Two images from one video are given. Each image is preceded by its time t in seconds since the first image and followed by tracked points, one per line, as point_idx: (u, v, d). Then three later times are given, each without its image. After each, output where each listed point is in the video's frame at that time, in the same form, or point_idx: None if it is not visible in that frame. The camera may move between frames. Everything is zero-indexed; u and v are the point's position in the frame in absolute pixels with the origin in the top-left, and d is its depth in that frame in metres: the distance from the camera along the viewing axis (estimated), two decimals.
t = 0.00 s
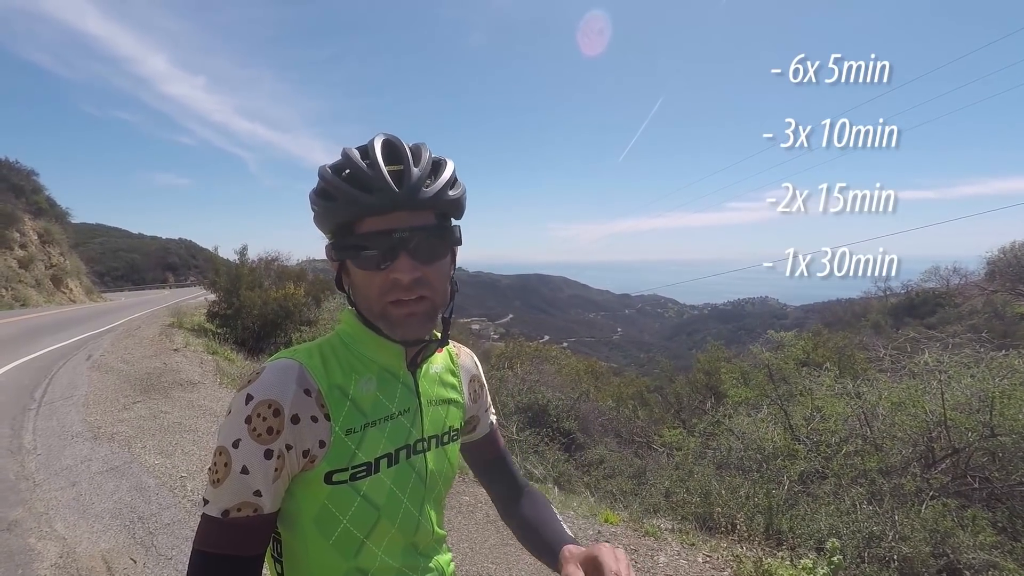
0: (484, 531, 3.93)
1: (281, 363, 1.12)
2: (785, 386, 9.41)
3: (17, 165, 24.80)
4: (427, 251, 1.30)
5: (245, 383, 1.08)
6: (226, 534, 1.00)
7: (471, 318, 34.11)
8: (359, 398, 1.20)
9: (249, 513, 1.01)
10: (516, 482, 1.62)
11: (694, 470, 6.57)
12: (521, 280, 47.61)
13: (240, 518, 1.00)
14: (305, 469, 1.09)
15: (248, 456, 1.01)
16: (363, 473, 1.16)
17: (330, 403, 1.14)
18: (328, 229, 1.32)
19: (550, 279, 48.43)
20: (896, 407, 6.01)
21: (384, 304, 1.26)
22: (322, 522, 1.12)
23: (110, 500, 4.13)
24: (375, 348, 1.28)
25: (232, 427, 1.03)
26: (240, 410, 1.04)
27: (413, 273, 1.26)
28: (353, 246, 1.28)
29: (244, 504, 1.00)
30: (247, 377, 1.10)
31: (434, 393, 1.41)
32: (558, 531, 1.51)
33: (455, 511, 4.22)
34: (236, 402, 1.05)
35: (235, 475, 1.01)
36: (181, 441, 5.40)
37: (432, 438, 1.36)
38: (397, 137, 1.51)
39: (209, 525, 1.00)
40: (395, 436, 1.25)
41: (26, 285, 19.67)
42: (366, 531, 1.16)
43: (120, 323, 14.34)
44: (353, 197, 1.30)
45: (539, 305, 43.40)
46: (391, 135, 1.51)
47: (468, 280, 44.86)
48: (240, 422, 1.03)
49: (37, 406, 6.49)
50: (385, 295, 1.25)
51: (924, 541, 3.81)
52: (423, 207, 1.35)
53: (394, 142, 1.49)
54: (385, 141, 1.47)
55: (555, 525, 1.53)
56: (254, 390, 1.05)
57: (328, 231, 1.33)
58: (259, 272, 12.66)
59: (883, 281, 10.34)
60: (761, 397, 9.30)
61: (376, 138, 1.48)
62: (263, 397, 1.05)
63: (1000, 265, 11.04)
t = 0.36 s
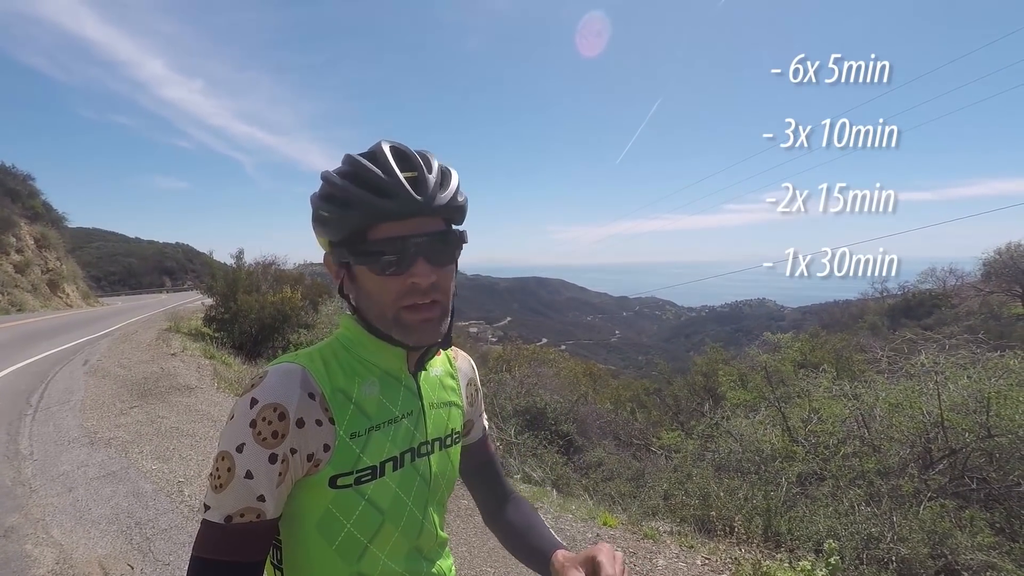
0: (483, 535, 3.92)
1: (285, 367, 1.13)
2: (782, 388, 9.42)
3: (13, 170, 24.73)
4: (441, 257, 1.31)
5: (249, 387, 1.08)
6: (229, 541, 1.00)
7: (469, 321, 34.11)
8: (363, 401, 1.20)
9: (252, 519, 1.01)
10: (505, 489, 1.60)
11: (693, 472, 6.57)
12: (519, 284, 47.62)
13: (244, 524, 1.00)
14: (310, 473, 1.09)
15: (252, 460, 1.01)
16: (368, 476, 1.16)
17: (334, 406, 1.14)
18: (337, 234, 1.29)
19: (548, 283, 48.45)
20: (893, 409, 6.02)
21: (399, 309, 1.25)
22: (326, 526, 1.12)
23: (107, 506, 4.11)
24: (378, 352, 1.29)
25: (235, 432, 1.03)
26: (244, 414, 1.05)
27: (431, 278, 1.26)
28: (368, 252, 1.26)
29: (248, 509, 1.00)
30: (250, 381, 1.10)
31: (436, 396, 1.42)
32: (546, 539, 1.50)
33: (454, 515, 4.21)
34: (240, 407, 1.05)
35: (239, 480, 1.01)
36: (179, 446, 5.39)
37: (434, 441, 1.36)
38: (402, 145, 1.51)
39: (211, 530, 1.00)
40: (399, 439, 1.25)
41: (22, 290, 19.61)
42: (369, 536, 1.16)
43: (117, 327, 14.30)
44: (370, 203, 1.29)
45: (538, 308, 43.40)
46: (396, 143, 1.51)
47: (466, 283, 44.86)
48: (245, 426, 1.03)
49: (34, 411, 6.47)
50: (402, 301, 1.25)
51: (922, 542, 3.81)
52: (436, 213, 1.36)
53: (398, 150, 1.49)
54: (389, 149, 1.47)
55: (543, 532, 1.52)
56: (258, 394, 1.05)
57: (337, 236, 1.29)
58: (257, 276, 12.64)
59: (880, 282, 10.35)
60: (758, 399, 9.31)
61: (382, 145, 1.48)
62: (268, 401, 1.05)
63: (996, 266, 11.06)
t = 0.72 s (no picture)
0: (487, 535, 3.92)
1: (287, 368, 1.13)
2: (785, 387, 9.40)
3: (17, 171, 24.83)
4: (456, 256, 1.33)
5: (251, 389, 1.09)
6: (233, 540, 1.00)
7: (471, 321, 34.13)
8: (365, 401, 1.21)
9: (255, 519, 1.01)
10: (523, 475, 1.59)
11: (696, 472, 6.56)
12: (521, 284, 47.63)
13: (247, 524, 1.01)
14: (312, 473, 1.09)
15: (254, 461, 1.01)
16: (370, 476, 1.17)
17: (336, 406, 1.14)
18: (353, 235, 1.28)
19: (550, 282, 48.45)
20: (897, 407, 6.00)
21: (418, 308, 1.26)
22: (329, 526, 1.12)
23: (112, 506, 4.12)
24: (382, 351, 1.29)
25: (238, 432, 1.04)
26: (246, 415, 1.05)
27: (450, 277, 1.28)
28: (387, 251, 1.26)
29: (250, 509, 1.00)
30: (252, 382, 1.10)
31: (438, 395, 1.42)
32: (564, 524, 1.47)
33: (457, 515, 4.21)
34: (241, 408, 1.05)
35: (242, 480, 1.01)
36: (183, 446, 5.40)
37: (437, 440, 1.36)
38: (403, 143, 1.51)
39: (215, 530, 1.00)
40: (401, 438, 1.25)
41: (26, 291, 19.69)
42: (373, 534, 1.16)
43: (121, 328, 14.35)
44: (387, 203, 1.29)
45: (540, 308, 43.40)
46: (397, 140, 1.51)
47: (468, 284, 44.87)
48: (247, 427, 1.04)
49: (38, 412, 6.49)
50: (421, 299, 1.26)
51: (926, 541, 3.80)
52: (449, 213, 1.38)
53: (403, 149, 1.49)
54: (394, 147, 1.46)
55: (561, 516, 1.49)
56: (260, 396, 1.06)
57: (353, 237, 1.28)
58: (259, 277, 12.67)
59: (882, 280, 10.32)
60: (761, 399, 9.30)
61: (385, 142, 1.47)
62: (269, 402, 1.05)
63: (1001, 264, 11.02)
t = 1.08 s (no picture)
0: (484, 534, 3.93)
1: (282, 366, 1.13)
2: (784, 387, 9.41)
3: (16, 170, 24.78)
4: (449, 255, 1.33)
5: (247, 387, 1.09)
6: (229, 538, 1.00)
7: (470, 320, 34.14)
8: (361, 399, 1.21)
9: (251, 516, 1.01)
10: (522, 472, 1.59)
11: (694, 471, 6.57)
12: (520, 284, 47.63)
13: (242, 521, 1.00)
14: (308, 471, 1.09)
15: (251, 458, 1.01)
16: (366, 474, 1.17)
17: (332, 405, 1.14)
18: (345, 237, 1.28)
19: (549, 282, 48.46)
20: (895, 407, 6.01)
21: (411, 308, 1.26)
22: (326, 523, 1.12)
23: (109, 504, 4.12)
24: (377, 350, 1.29)
25: (234, 430, 1.04)
26: (242, 413, 1.05)
27: (443, 277, 1.28)
28: (378, 254, 1.26)
29: (247, 507, 1.00)
30: (248, 380, 1.11)
31: (435, 394, 1.42)
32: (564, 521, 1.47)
33: (455, 514, 4.21)
34: (237, 406, 1.05)
35: (237, 478, 1.01)
36: (181, 445, 5.40)
37: (433, 438, 1.36)
38: (395, 143, 1.51)
39: (211, 527, 1.00)
40: (397, 436, 1.25)
41: (25, 289, 19.67)
42: (369, 532, 1.16)
43: (120, 327, 14.34)
44: (378, 206, 1.29)
45: (539, 308, 43.40)
46: (389, 140, 1.51)
47: (467, 283, 44.89)
48: (243, 425, 1.04)
49: (36, 410, 6.49)
50: (415, 300, 1.26)
51: (923, 541, 3.81)
52: (442, 213, 1.38)
53: (396, 149, 1.49)
54: (386, 146, 1.46)
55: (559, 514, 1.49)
56: (256, 394, 1.06)
57: (345, 239, 1.28)
58: (258, 276, 12.65)
59: (881, 281, 10.33)
60: (759, 399, 9.31)
61: (377, 142, 1.47)
62: (265, 400, 1.05)
63: (999, 265, 11.02)
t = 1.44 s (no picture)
0: (487, 535, 3.92)
1: (279, 371, 1.12)
2: (787, 387, 9.39)
3: (19, 172, 24.86)
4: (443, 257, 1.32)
5: (244, 392, 1.09)
6: (228, 545, 1.00)
7: (473, 321, 34.15)
8: (358, 403, 1.20)
9: (250, 522, 1.01)
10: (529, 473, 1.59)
11: (698, 472, 6.56)
12: (523, 285, 47.67)
13: (241, 527, 1.00)
14: (306, 476, 1.09)
15: (248, 464, 1.01)
16: (365, 478, 1.17)
17: (330, 409, 1.14)
18: (340, 238, 1.28)
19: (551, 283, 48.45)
20: (899, 408, 5.99)
21: (406, 310, 1.26)
22: (325, 527, 1.12)
23: (113, 506, 4.13)
24: (375, 353, 1.29)
25: (231, 436, 1.04)
26: (238, 418, 1.05)
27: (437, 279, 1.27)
28: (372, 254, 1.26)
29: (244, 512, 1.00)
30: (245, 386, 1.10)
31: (434, 396, 1.42)
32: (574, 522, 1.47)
33: (458, 515, 4.21)
34: (234, 412, 1.05)
35: (235, 484, 1.01)
36: (185, 446, 5.41)
37: (433, 441, 1.36)
38: (393, 144, 1.51)
39: (209, 534, 1.00)
40: (396, 440, 1.25)
41: (28, 291, 19.75)
42: (369, 536, 1.16)
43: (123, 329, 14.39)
44: (371, 207, 1.29)
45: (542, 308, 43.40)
46: (387, 141, 1.51)
47: (470, 284, 44.86)
48: (239, 431, 1.03)
49: (40, 412, 6.51)
50: (408, 302, 1.25)
51: (929, 543, 3.79)
52: (437, 215, 1.37)
53: (392, 150, 1.49)
54: (383, 147, 1.47)
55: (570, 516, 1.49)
56: (252, 399, 1.06)
57: (340, 240, 1.28)
58: (260, 277, 12.67)
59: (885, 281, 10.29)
60: (762, 399, 9.28)
61: (373, 143, 1.48)
62: (262, 406, 1.05)
63: (1004, 264, 10.98)
